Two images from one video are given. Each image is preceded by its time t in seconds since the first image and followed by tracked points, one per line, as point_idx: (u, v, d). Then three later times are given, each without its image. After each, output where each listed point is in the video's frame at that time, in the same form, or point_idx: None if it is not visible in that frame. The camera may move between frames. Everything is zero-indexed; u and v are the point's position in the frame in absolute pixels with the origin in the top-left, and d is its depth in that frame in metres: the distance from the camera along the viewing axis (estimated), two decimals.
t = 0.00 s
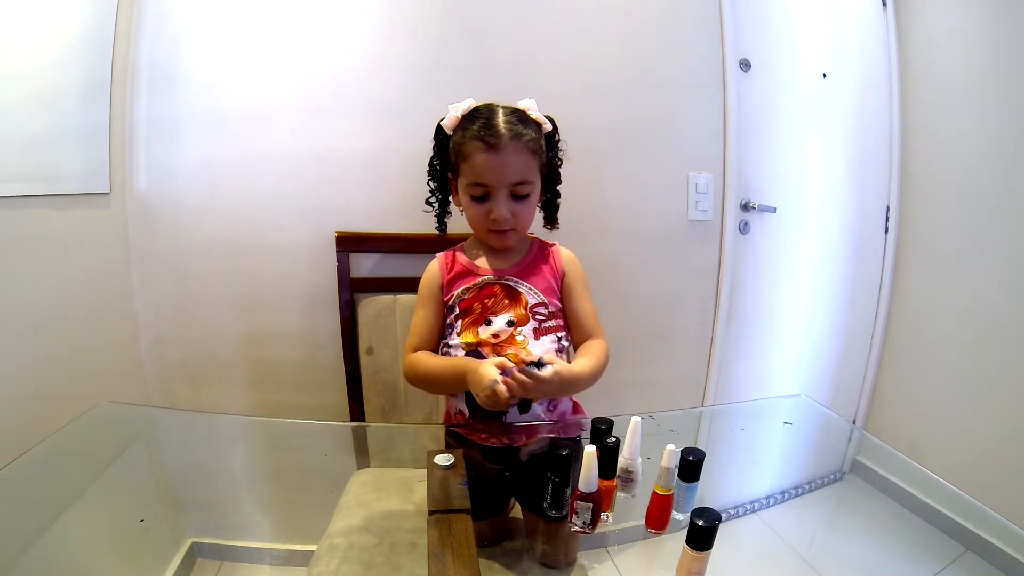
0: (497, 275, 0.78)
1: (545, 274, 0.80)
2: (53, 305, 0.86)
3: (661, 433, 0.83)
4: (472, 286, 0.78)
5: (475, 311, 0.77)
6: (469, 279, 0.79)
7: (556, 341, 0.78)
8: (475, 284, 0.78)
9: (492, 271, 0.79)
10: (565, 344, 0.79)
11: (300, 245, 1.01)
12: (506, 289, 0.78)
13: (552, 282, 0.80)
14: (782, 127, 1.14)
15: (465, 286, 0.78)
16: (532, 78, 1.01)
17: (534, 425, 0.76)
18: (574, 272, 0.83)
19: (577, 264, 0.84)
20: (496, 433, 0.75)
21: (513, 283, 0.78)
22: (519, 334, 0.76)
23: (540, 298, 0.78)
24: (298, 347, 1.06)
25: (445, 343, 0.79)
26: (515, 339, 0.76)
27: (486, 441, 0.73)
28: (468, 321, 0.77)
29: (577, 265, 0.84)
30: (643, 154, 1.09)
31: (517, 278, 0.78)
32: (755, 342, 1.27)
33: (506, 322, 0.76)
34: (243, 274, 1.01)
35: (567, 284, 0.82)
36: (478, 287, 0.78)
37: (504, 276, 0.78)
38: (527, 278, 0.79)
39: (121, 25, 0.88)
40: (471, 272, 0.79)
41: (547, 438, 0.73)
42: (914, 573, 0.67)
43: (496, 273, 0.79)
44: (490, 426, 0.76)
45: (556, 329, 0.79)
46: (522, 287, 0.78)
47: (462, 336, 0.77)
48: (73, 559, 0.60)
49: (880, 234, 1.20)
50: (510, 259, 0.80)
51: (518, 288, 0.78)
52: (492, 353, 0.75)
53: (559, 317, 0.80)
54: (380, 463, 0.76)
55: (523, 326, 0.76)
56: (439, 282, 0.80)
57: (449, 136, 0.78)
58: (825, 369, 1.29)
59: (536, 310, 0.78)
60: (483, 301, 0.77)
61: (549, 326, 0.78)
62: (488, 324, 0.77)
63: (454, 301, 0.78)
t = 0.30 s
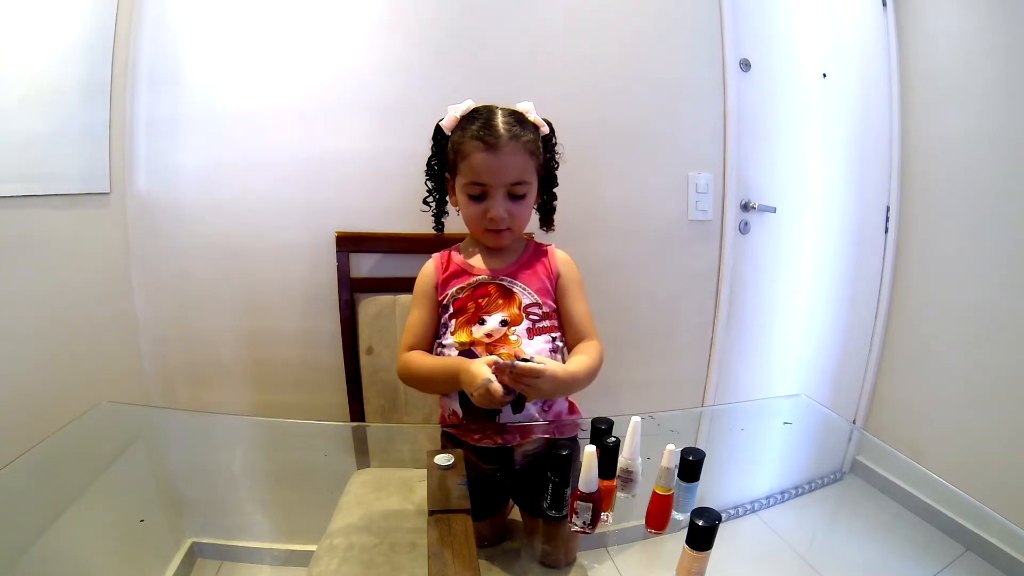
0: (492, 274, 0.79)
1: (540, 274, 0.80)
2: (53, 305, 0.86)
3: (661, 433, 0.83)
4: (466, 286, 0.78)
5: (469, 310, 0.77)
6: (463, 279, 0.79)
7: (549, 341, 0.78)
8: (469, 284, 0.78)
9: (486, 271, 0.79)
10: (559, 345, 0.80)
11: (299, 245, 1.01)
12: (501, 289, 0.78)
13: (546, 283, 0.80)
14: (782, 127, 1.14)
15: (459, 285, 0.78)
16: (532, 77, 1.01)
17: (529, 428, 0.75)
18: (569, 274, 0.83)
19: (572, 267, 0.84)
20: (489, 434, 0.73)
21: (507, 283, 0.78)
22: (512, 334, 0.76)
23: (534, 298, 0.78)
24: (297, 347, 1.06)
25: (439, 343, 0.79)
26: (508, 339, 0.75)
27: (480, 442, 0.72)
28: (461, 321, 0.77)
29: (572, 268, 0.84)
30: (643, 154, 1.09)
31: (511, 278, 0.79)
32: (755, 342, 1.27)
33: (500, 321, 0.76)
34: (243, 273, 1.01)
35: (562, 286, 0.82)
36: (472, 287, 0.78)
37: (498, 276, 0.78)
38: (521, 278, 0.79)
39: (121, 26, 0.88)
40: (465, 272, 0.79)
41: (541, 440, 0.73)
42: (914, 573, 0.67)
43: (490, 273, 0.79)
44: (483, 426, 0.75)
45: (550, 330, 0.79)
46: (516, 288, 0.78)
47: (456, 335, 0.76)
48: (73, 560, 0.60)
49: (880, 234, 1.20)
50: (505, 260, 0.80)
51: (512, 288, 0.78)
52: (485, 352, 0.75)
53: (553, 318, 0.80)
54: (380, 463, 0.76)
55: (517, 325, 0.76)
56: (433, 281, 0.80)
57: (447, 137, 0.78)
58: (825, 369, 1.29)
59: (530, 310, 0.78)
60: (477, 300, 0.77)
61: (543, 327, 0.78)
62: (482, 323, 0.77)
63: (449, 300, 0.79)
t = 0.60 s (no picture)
0: (488, 277, 0.79)
1: (536, 276, 0.80)
2: (54, 305, 0.86)
3: (661, 433, 0.83)
4: (463, 289, 0.78)
5: (467, 314, 0.77)
6: (460, 282, 0.78)
7: (549, 343, 0.78)
8: (466, 287, 0.78)
9: (482, 274, 0.79)
10: (557, 348, 0.80)
11: (300, 245, 1.01)
12: (498, 292, 0.78)
13: (542, 284, 0.80)
14: (781, 127, 1.14)
15: (456, 289, 0.78)
16: (532, 77, 1.01)
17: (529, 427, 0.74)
18: (565, 277, 0.83)
19: (568, 269, 0.84)
20: (490, 439, 0.72)
21: (504, 285, 0.78)
22: (512, 338, 0.76)
23: (531, 300, 0.78)
24: (297, 347, 1.06)
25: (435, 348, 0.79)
26: (508, 343, 0.76)
27: (483, 447, 0.70)
28: (459, 325, 0.77)
29: (567, 269, 0.84)
30: (643, 154, 1.09)
31: (508, 281, 0.79)
32: (755, 342, 1.27)
33: (498, 325, 0.76)
34: (242, 273, 1.00)
35: (558, 287, 0.82)
36: (469, 290, 0.78)
37: (495, 278, 0.78)
38: (518, 281, 0.79)
39: (121, 25, 0.88)
40: (461, 275, 0.79)
41: (540, 442, 0.71)
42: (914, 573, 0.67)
43: (487, 276, 0.79)
44: (484, 430, 0.73)
45: (548, 332, 0.79)
46: (514, 291, 0.78)
47: (454, 340, 0.76)
48: (73, 560, 0.60)
49: (880, 234, 1.20)
50: (501, 261, 0.80)
51: (510, 291, 0.78)
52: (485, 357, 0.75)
53: (550, 319, 0.80)
54: (380, 463, 0.76)
55: (516, 329, 0.76)
56: (428, 284, 0.79)
57: (444, 135, 0.78)
58: (825, 369, 1.29)
59: (529, 313, 0.78)
60: (475, 303, 0.77)
61: (542, 329, 0.78)
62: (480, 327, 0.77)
63: (445, 304, 0.78)
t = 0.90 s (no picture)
0: (494, 280, 0.78)
1: (544, 276, 0.81)
2: (54, 305, 0.86)
3: (661, 433, 0.83)
4: (468, 293, 0.77)
5: (474, 318, 0.76)
6: (465, 285, 0.78)
7: (559, 345, 0.78)
8: (472, 290, 0.77)
9: (488, 276, 0.78)
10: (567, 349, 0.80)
11: (300, 245, 1.01)
12: (505, 295, 0.77)
13: (550, 284, 0.81)
14: (781, 127, 1.14)
15: (462, 292, 0.77)
16: (532, 77, 1.01)
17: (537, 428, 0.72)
18: (571, 273, 0.84)
19: (574, 265, 0.85)
20: (502, 444, 0.72)
21: (512, 288, 0.78)
22: (522, 342, 0.76)
23: (540, 302, 0.78)
24: (298, 347, 1.06)
25: (442, 353, 0.78)
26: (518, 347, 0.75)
27: (494, 452, 0.70)
28: (467, 330, 0.76)
29: (573, 266, 0.85)
30: (643, 154, 1.09)
31: (516, 283, 0.78)
32: (755, 342, 1.27)
33: (508, 330, 0.76)
34: (242, 273, 1.00)
35: (565, 286, 0.83)
36: (476, 293, 0.77)
37: (501, 280, 0.78)
38: (525, 283, 0.79)
39: (121, 25, 0.88)
40: (466, 278, 0.78)
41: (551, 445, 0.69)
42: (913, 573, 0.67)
43: (493, 278, 0.78)
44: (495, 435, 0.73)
45: (558, 334, 0.79)
46: (522, 293, 0.78)
47: (462, 346, 0.76)
48: (73, 560, 0.60)
49: (880, 234, 1.20)
50: (505, 262, 0.80)
51: (518, 293, 0.78)
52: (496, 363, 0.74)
53: (559, 320, 0.81)
54: (380, 463, 0.76)
55: (525, 333, 0.76)
56: (433, 288, 0.79)
57: (444, 133, 0.77)
58: (825, 369, 1.29)
59: (538, 315, 0.78)
60: (481, 307, 0.77)
61: (552, 331, 0.78)
62: (489, 332, 0.76)
63: (451, 308, 0.77)
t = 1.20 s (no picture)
0: (495, 284, 0.78)
1: (546, 278, 0.81)
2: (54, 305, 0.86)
3: (661, 433, 0.83)
4: (470, 298, 0.77)
5: (477, 324, 0.76)
6: (467, 290, 0.78)
7: (564, 348, 0.79)
8: (473, 295, 0.77)
9: (489, 280, 0.78)
10: (572, 352, 0.80)
11: (300, 245, 1.01)
12: (507, 299, 0.77)
13: (552, 286, 0.81)
14: (781, 127, 1.14)
15: (463, 298, 0.77)
16: (532, 77, 1.01)
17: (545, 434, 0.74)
18: (573, 274, 0.84)
19: (575, 265, 0.85)
20: (510, 451, 0.72)
21: (514, 291, 0.78)
22: (527, 347, 0.76)
23: (543, 305, 0.78)
24: (298, 347, 1.06)
25: (444, 361, 0.78)
26: (522, 352, 0.75)
27: (503, 460, 0.71)
28: (469, 336, 0.76)
29: (575, 267, 0.85)
30: (642, 154, 1.09)
31: (518, 287, 0.78)
32: (755, 342, 1.27)
33: (511, 335, 0.76)
34: (242, 273, 1.00)
35: (567, 287, 0.83)
36: (477, 298, 0.77)
37: (503, 285, 0.78)
38: (528, 286, 0.79)
39: (121, 24, 0.88)
40: (466, 282, 0.78)
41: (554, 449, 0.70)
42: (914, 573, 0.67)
43: (494, 282, 0.78)
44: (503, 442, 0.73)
45: (562, 336, 0.79)
46: (525, 297, 0.78)
47: (465, 353, 0.76)
48: (73, 560, 0.60)
49: (880, 234, 1.20)
50: (505, 264, 0.80)
51: (521, 297, 0.78)
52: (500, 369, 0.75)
53: (563, 322, 0.81)
54: (380, 463, 0.76)
55: (530, 337, 0.76)
56: (433, 294, 0.78)
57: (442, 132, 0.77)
58: (825, 369, 1.29)
59: (541, 319, 0.78)
60: (484, 312, 0.77)
61: (556, 334, 0.79)
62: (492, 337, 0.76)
63: (453, 315, 0.77)
